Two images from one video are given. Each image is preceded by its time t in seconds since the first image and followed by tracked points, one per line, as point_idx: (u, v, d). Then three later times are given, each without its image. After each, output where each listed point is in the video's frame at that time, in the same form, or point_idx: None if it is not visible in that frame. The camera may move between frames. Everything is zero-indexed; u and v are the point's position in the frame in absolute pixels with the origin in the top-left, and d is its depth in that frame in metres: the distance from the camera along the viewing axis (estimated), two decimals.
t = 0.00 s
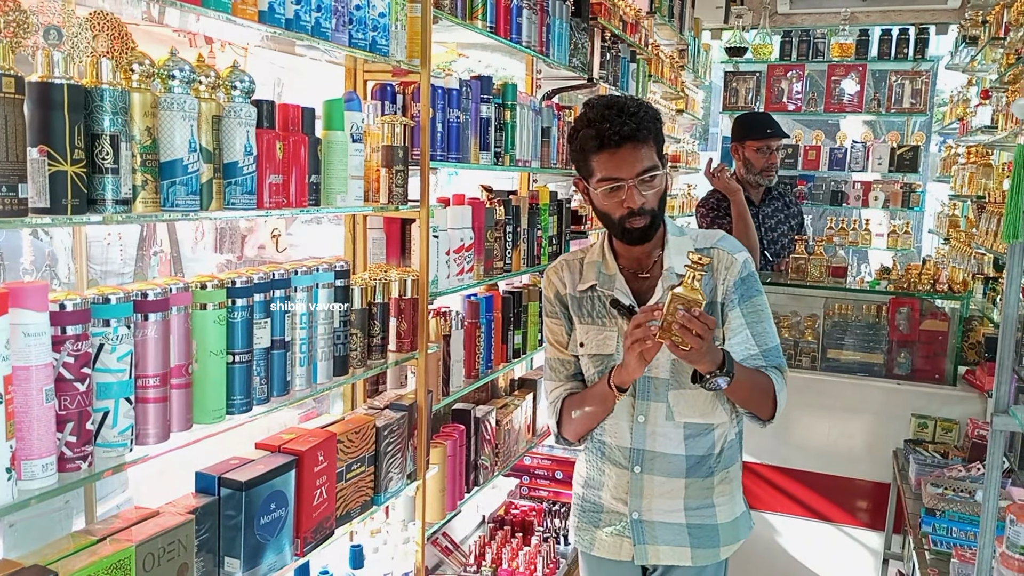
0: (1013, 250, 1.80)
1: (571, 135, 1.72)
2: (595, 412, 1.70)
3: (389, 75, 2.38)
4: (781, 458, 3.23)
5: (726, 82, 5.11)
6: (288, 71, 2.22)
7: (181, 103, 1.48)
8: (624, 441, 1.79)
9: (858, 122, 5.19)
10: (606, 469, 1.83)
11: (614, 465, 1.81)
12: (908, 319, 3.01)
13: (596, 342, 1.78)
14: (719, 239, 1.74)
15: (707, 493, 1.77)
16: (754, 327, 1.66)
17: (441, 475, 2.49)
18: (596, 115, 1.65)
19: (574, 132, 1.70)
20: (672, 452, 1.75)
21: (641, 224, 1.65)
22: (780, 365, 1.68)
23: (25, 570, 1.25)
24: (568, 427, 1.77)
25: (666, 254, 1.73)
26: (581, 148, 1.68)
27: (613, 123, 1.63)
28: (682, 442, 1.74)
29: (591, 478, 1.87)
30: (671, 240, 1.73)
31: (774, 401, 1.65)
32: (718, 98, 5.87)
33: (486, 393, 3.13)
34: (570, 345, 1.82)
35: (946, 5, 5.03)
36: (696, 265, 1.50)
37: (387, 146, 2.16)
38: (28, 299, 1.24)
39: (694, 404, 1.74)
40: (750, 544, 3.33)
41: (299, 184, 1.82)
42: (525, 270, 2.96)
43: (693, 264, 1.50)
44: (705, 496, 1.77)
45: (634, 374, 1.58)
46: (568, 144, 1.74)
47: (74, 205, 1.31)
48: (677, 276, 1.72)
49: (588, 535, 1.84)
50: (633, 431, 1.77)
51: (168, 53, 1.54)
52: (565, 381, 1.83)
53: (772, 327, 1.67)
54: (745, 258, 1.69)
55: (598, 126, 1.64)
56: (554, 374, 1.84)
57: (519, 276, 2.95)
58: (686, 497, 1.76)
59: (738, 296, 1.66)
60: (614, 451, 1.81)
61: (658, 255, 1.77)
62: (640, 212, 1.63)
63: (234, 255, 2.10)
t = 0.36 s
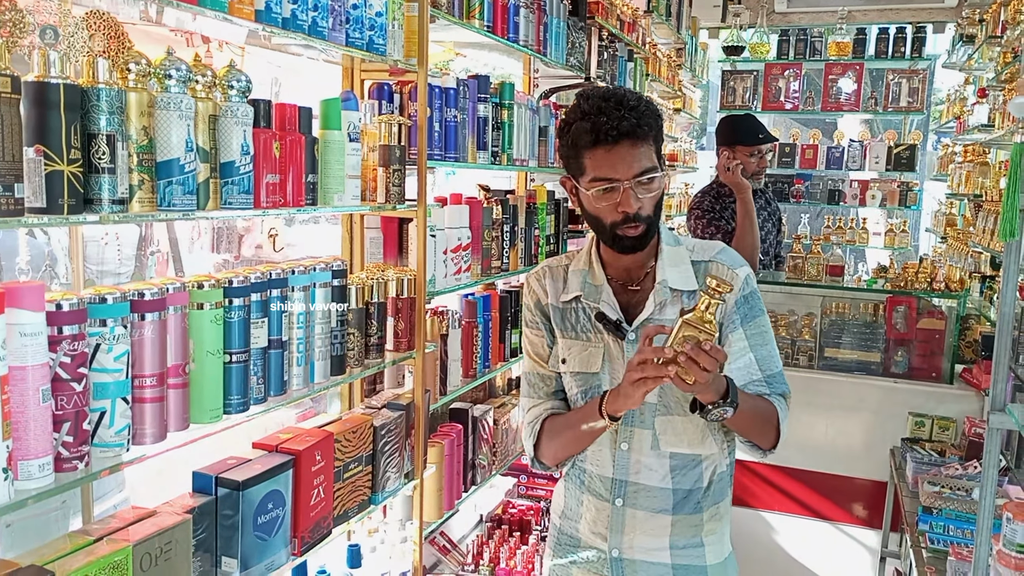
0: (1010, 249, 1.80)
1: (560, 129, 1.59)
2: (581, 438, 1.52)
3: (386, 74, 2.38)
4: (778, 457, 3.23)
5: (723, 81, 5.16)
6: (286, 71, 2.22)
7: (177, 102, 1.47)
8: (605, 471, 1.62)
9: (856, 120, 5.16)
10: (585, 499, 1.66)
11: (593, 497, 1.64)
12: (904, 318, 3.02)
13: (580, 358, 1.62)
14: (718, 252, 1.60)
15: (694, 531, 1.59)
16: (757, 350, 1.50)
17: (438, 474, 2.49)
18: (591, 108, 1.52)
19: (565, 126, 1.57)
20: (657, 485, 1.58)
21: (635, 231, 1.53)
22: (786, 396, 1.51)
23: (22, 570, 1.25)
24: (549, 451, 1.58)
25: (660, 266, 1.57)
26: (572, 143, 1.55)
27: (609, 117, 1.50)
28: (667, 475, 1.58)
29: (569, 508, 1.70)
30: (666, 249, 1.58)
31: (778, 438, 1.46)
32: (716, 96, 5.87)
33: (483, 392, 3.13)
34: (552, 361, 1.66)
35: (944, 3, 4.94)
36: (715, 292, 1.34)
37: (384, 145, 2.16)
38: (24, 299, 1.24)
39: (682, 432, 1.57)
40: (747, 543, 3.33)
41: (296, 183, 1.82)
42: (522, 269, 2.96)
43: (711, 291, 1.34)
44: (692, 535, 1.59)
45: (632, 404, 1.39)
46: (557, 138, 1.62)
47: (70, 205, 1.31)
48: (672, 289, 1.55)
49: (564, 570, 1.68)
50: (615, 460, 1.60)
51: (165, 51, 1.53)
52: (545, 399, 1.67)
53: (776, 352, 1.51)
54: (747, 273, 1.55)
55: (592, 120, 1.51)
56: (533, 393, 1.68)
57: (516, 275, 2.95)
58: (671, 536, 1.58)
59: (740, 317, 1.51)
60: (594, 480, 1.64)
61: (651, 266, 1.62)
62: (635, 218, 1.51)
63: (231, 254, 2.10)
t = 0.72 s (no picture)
0: (1013, 255, 1.80)
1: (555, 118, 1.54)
2: (576, 474, 1.37)
3: (388, 80, 2.39)
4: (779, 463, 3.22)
5: (726, 86, 5.13)
6: (289, 77, 2.22)
7: (181, 109, 1.48)
8: (616, 507, 1.49)
9: (857, 126, 5.19)
10: (591, 541, 1.51)
11: (603, 537, 1.50)
12: (907, 323, 3.01)
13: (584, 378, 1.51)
14: (721, 261, 1.57)
15: (709, 564, 1.51)
16: (766, 364, 1.48)
17: (441, 480, 2.48)
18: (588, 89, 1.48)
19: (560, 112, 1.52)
20: (674, 517, 1.48)
21: (631, 219, 1.44)
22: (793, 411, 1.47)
23: None
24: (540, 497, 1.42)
25: (666, 276, 1.53)
26: (567, 128, 1.50)
27: (608, 94, 1.45)
28: (682, 505, 1.48)
29: (568, 551, 1.54)
30: (669, 259, 1.54)
31: (786, 455, 1.42)
32: (718, 102, 5.88)
33: (487, 397, 3.13)
34: (544, 382, 1.53)
35: (945, 9, 5.02)
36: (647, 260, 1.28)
37: (386, 151, 2.16)
38: (29, 306, 1.24)
39: (698, 458, 1.48)
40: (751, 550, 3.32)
41: (299, 190, 1.82)
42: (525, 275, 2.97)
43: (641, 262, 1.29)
44: (707, 568, 1.51)
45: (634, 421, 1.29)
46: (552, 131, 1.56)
47: (74, 212, 1.31)
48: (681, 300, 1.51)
49: None
50: (628, 493, 1.48)
51: (169, 59, 1.54)
52: (529, 425, 1.49)
53: (781, 364, 1.49)
54: (752, 284, 1.53)
55: (589, 100, 1.47)
56: (514, 419, 1.50)
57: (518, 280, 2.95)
58: (687, 571, 1.49)
59: (748, 329, 1.49)
60: (603, 518, 1.50)
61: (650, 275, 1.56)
62: (632, 203, 1.42)
63: (234, 260, 2.10)
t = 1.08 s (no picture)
0: (1016, 255, 1.79)
1: (511, 109, 1.50)
2: (520, 485, 1.12)
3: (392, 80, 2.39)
4: (782, 463, 3.18)
5: (728, 86, 5.15)
6: (292, 77, 2.23)
7: (185, 109, 1.48)
8: (577, 537, 1.38)
9: (861, 126, 5.19)
10: None
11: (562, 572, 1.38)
12: (910, 324, 2.93)
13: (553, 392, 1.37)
14: (674, 275, 1.56)
15: None
16: (709, 380, 1.50)
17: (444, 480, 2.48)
18: (548, 76, 1.45)
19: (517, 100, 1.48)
20: (634, 541, 1.40)
21: (587, 212, 1.37)
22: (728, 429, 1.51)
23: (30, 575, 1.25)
24: (484, 522, 1.15)
25: (626, 287, 1.46)
26: (523, 116, 1.45)
27: (566, 80, 1.43)
28: (640, 529, 1.41)
29: None
30: (624, 268, 1.48)
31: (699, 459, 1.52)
32: (721, 103, 5.88)
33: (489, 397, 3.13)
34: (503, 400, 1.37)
35: (949, 9, 5.02)
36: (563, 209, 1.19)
37: (390, 151, 2.16)
38: (32, 305, 1.24)
39: (654, 478, 1.42)
40: (755, 551, 3.26)
41: (302, 189, 1.82)
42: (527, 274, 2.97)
43: (556, 217, 1.18)
44: None
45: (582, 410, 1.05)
46: (507, 123, 1.52)
47: (78, 211, 1.31)
48: (644, 311, 1.43)
49: None
50: (588, 521, 1.38)
51: (172, 58, 1.54)
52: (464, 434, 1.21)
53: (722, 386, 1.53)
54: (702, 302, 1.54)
55: (548, 86, 1.43)
56: (452, 428, 1.22)
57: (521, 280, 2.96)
58: None
59: (702, 347, 1.51)
60: (562, 550, 1.38)
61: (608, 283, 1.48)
62: (589, 193, 1.36)
63: (237, 260, 2.11)
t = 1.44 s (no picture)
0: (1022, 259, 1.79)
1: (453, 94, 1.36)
2: (472, 487, 0.94)
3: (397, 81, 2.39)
4: (785, 467, 3.17)
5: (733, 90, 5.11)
6: (297, 78, 2.23)
7: (191, 109, 1.48)
8: (533, 553, 1.26)
9: (865, 130, 5.18)
10: None
11: None
12: (914, 328, 2.93)
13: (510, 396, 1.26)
14: (612, 277, 1.50)
15: None
16: (641, 384, 1.45)
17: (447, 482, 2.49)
18: (495, 66, 1.30)
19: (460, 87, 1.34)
20: (588, 552, 1.30)
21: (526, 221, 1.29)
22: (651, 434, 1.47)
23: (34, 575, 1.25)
24: (432, 530, 0.96)
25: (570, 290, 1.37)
26: (466, 106, 1.31)
27: (514, 72, 1.29)
28: (594, 539, 1.32)
29: None
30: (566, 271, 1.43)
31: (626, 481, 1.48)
32: (724, 105, 5.88)
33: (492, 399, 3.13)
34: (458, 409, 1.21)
35: (953, 12, 4.99)
36: (517, 150, 0.99)
37: (395, 153, 2.16)
38: (38, 305, 1.24)
39: (605, 482, 1.34)
40: (757, 555, 3.25)
41: (307, 190, 1.82)
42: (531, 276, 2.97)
43: (507, 162, 1.00)
44: None
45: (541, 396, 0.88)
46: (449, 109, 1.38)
47: (84, 212, 1.31)
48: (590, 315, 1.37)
49: None
50: (544, 535, 1.26)
51: (178, 59, 1.54)
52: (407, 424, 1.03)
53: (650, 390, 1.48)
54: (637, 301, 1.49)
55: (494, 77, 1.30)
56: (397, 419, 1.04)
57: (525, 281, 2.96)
58: None
59: (639, 348, 1.46)
60: (518, 568, 1.26)
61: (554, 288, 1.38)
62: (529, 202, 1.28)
63: (241, 261, 2.11)
